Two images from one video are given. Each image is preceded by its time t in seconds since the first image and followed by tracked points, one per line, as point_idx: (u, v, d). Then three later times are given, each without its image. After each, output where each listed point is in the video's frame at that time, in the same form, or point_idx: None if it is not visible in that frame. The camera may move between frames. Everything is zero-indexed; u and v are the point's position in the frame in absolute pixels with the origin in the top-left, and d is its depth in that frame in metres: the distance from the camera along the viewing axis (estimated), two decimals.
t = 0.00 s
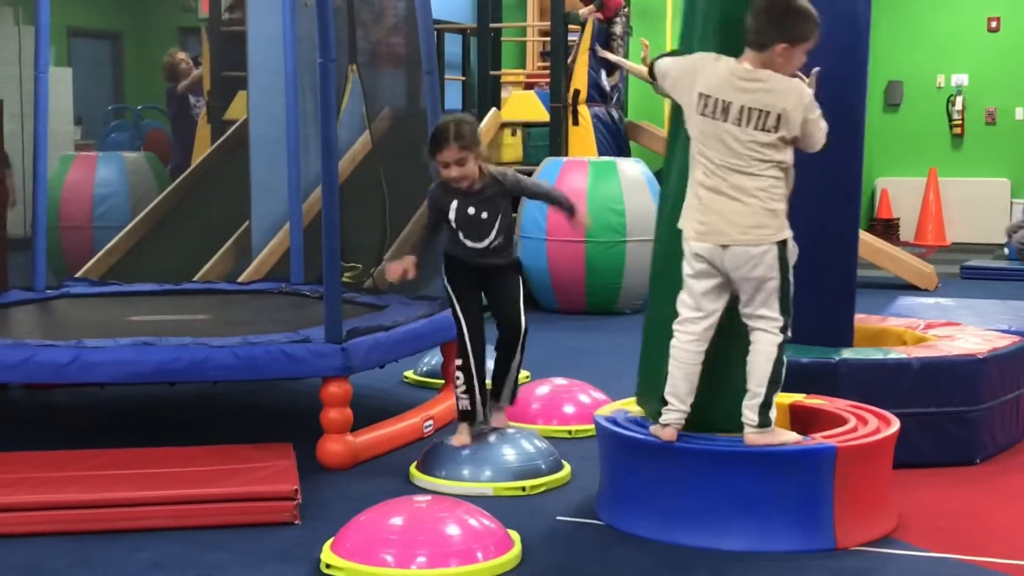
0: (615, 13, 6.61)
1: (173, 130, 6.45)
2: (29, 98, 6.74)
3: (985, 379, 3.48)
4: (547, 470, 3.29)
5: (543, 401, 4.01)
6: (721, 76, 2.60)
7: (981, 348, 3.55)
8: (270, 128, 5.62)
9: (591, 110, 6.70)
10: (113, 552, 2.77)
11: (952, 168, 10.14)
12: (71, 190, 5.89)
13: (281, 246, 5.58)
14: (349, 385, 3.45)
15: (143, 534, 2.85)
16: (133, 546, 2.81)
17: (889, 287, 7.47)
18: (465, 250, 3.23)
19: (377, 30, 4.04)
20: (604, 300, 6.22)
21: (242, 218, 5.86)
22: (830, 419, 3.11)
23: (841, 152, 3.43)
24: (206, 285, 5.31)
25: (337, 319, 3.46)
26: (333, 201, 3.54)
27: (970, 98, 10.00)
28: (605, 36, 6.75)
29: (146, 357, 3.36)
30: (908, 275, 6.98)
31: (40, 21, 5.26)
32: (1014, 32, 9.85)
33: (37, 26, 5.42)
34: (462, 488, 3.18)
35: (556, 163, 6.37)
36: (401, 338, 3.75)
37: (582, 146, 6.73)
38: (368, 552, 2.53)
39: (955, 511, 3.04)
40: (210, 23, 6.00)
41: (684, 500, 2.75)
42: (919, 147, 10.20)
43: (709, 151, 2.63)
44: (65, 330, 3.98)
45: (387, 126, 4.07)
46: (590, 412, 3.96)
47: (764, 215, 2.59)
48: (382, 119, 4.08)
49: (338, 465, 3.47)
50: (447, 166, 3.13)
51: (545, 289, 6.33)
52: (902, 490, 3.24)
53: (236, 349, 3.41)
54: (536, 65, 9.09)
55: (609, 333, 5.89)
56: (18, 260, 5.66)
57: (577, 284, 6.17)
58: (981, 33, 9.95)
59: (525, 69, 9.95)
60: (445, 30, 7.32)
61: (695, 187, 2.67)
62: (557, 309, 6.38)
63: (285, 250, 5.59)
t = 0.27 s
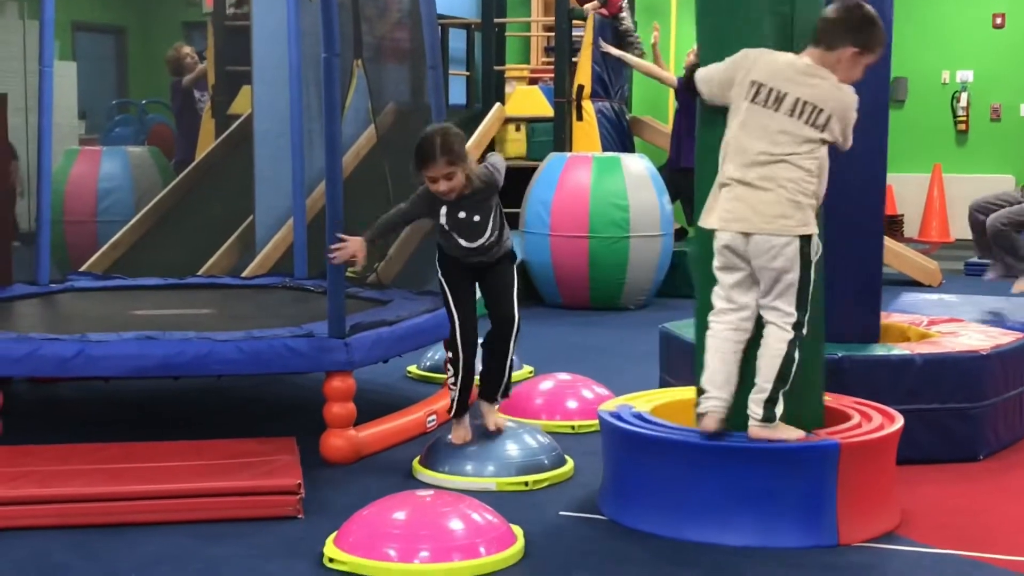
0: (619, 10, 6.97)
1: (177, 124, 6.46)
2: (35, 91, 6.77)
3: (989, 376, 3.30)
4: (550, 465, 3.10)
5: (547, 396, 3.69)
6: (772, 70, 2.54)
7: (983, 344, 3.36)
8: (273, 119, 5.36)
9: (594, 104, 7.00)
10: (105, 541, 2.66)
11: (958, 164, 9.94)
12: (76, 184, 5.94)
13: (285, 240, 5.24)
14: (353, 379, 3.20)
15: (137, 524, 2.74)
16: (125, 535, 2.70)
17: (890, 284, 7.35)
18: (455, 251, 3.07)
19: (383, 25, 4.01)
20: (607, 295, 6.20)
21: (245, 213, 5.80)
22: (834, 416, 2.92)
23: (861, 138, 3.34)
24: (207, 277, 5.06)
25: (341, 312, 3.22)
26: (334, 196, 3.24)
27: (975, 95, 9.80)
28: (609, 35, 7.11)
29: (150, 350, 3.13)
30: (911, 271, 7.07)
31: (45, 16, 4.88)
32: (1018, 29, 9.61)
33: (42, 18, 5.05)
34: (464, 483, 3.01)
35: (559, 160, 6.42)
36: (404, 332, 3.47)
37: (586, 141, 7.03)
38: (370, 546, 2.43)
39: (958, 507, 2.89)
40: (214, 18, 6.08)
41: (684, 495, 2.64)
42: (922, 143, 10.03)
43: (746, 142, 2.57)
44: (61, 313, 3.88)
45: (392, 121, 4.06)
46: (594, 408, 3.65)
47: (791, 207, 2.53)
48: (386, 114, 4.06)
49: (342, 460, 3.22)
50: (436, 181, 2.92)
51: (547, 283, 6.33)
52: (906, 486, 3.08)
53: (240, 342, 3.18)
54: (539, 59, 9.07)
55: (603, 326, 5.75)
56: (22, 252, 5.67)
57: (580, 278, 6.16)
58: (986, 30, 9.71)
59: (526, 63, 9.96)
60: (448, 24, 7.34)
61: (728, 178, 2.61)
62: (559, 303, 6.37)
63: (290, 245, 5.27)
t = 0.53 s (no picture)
0: None
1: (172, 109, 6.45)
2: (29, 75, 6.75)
3: (984, 362, 3.30)
4: (545, 451, 3.10)
5: (542, 381, 3.70)
6: (803, 61, 2.55)
7: (976, 331, 3.36)
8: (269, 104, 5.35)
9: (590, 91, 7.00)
10: (101, 525, 2.65)
11: (953, 151, 9.95)
12: (71, 169, 5.93)
13: (280, 224, 5.25)
14: (348, 364, 3.20)
15: (131, 509, 2.74)
16: (120, 519, 2.69)
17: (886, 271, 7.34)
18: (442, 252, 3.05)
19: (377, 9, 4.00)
20: (603, 281, 6.20)
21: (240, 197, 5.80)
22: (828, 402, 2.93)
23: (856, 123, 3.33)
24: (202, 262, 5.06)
25: (336, 297, 3.22)
26: (330, 180, 3.24)
27: (971, 82, 9.79)
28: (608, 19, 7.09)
29: (144, 335, 3.13)
30: (906, 257, 7.07)
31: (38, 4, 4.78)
32: (1016, 15, 9.59)
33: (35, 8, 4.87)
34: (459, 469, 3.01)
35: (555, 145, 6.40)
36: (400, 318, 3.47)
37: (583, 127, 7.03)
38: (365, 531, 2.43)
39: (951, 494, 2.89)
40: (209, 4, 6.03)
41: (679, 481, 2.65)
42: (919, 129, 10.05)
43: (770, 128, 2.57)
44: (56, 298, 3.89)
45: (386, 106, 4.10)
46: (589, 394, 3.66)
47: (808, 193, 2.55)
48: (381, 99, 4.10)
49: (337, 445, 3.22)
50: (410, 198, 2.80)
51: (542, 268, 6.32)
52: (901, 471, 3.09)
53: (235, 328, 3.17)
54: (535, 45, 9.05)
55: (598, 312, 5.75)
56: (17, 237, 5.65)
57: (575, 263, 6.15)
58: (982, 17, 9.69)
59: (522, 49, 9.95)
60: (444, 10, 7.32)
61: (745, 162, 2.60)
62: (555, 289, 6.37)
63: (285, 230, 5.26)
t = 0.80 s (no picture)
0: None
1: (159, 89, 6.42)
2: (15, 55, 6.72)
3: (972, 342, 3.31)
4: (534, 431, 3.11)
5: (531, 361, 3.70)
6: (856, 56, 2.55)
7: (965, 311, 3.37)
8: (257, 83, 5.31)
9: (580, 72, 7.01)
10: (90, 506, 2.65)
11: (942, 131, 9.96)
12: (58, 149, 5.91)
13: (269, 204, 5.25)
14: (337, 345, 3.19)
15: (121, 489, 2.74)
16: (110, 500, 2.69)
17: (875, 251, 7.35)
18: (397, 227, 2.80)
19: None
20: (592, 262, 6.20)
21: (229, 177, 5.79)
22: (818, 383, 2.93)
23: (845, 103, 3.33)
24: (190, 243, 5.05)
25: (326, 278, 3.21)
26: (319, 162, 3.23)
27: (961, 62, 9.79)
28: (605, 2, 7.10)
29: (133, 316, 3.12)
30: (894, 238, 7.08)
31: None
32: None
33: None
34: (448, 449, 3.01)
35: (545, 126, 6.39)
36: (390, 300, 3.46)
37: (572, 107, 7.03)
38: (354, 511, 2.44)
39: (938, 473, 2.90)
40: None
41: (669, 461, 2.65)
42: (908, 109, 10.05)
43: (817, 114, 2.54)
44: (45, 278, 3.88)
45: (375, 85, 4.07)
46: (579, 374, 3.66)
47: (842, 184, 2.59)
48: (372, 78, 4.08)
49: (326, 425, 3.22)
50: (404, 140, 2.72)
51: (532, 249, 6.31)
52: (889, 451, 3.10)
53: (224, 309, 3.17)
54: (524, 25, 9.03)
55: (587, 293, 5.75)
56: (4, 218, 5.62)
57: (565, 243, 6.15)
58: None
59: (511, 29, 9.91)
60: None
61: (782, 143, 2.56)
62: (544, 270, 6.37)
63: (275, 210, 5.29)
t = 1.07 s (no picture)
0: None
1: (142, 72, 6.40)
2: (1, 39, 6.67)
3: (956, 324, 3.33)
4: (521, 414, 3.11)
5: (518, 344, 3.70)
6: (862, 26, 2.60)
7: (950, 293, 3.38)
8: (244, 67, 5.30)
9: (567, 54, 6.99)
10: (78, 488, 2.65)
11: (928, 113, 9.98)
12: (44, 132, 5.88)
13: (256, 187, 5.25)
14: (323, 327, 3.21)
15: (108, 472, 2.75)
16: (97, 483, 2.69)
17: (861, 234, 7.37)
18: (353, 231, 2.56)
19: None
20: (578, 245, 6.21)
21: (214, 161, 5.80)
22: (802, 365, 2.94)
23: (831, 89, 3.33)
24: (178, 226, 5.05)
25: (312, 261, 3.21)
26: (304, 147, 3.22)
27: (947, 45, 9.79)
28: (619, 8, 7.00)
29: (120, 299, 3.12)
30: (880, 220, 7.10)
31: None
32: None
33: None
34: (435, 432, 3.01)
35: (532, 108, 6.38)
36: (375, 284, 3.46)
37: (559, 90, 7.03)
38: (341, 493, 2.44)
39: (923, 454, 2.92)
40: None
41: (657, 443, 2.66)
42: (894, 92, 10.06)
43: (839, 87, 2.57)
44: (31, 262, 3.87)
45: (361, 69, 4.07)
46: (565, 357, 3.67)
47: (866, 152, 2.63)
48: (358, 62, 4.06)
49: (313, 409, 3.22)
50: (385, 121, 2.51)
51: (518, 232, 6.31)
52: (874, 432, 3.11)
53: (210, 292, 3.17)
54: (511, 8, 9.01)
55: (575, 276, 5.75)
56: None
57: (551, 226, 6.15)
58: None
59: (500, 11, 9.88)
60: None
61: (807, 119, 2.56)
62: (531, 253, 6.37)
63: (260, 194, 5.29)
